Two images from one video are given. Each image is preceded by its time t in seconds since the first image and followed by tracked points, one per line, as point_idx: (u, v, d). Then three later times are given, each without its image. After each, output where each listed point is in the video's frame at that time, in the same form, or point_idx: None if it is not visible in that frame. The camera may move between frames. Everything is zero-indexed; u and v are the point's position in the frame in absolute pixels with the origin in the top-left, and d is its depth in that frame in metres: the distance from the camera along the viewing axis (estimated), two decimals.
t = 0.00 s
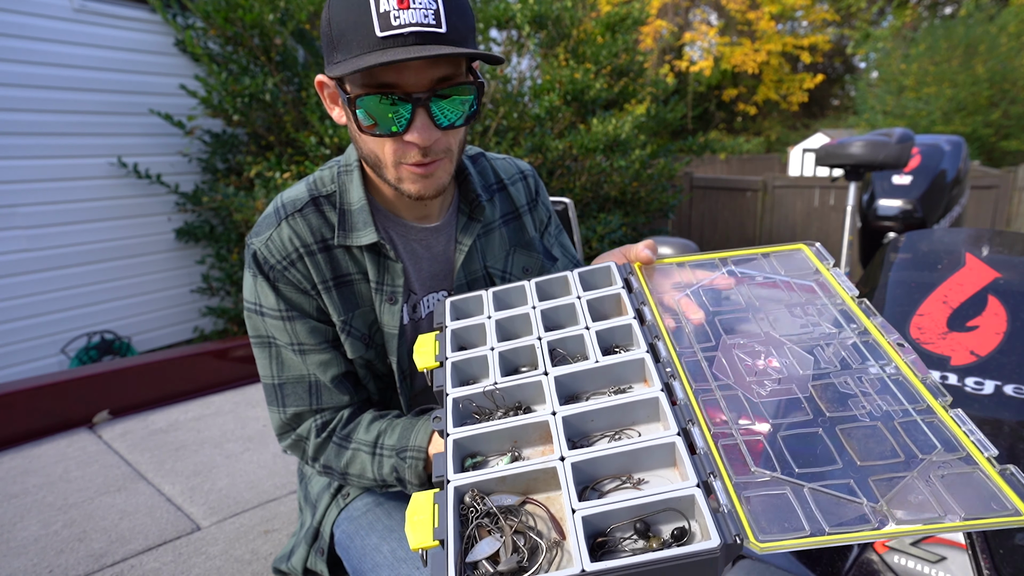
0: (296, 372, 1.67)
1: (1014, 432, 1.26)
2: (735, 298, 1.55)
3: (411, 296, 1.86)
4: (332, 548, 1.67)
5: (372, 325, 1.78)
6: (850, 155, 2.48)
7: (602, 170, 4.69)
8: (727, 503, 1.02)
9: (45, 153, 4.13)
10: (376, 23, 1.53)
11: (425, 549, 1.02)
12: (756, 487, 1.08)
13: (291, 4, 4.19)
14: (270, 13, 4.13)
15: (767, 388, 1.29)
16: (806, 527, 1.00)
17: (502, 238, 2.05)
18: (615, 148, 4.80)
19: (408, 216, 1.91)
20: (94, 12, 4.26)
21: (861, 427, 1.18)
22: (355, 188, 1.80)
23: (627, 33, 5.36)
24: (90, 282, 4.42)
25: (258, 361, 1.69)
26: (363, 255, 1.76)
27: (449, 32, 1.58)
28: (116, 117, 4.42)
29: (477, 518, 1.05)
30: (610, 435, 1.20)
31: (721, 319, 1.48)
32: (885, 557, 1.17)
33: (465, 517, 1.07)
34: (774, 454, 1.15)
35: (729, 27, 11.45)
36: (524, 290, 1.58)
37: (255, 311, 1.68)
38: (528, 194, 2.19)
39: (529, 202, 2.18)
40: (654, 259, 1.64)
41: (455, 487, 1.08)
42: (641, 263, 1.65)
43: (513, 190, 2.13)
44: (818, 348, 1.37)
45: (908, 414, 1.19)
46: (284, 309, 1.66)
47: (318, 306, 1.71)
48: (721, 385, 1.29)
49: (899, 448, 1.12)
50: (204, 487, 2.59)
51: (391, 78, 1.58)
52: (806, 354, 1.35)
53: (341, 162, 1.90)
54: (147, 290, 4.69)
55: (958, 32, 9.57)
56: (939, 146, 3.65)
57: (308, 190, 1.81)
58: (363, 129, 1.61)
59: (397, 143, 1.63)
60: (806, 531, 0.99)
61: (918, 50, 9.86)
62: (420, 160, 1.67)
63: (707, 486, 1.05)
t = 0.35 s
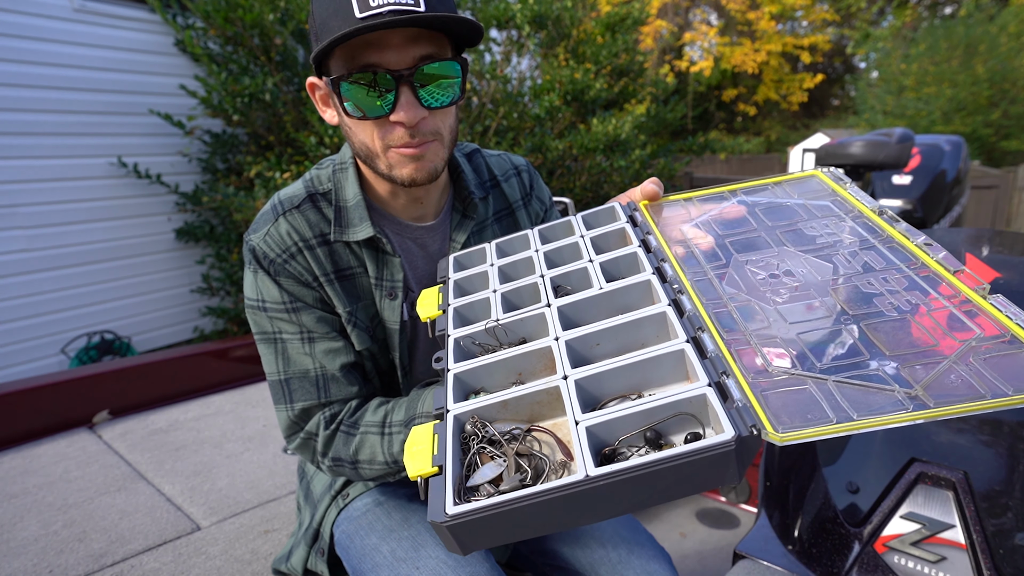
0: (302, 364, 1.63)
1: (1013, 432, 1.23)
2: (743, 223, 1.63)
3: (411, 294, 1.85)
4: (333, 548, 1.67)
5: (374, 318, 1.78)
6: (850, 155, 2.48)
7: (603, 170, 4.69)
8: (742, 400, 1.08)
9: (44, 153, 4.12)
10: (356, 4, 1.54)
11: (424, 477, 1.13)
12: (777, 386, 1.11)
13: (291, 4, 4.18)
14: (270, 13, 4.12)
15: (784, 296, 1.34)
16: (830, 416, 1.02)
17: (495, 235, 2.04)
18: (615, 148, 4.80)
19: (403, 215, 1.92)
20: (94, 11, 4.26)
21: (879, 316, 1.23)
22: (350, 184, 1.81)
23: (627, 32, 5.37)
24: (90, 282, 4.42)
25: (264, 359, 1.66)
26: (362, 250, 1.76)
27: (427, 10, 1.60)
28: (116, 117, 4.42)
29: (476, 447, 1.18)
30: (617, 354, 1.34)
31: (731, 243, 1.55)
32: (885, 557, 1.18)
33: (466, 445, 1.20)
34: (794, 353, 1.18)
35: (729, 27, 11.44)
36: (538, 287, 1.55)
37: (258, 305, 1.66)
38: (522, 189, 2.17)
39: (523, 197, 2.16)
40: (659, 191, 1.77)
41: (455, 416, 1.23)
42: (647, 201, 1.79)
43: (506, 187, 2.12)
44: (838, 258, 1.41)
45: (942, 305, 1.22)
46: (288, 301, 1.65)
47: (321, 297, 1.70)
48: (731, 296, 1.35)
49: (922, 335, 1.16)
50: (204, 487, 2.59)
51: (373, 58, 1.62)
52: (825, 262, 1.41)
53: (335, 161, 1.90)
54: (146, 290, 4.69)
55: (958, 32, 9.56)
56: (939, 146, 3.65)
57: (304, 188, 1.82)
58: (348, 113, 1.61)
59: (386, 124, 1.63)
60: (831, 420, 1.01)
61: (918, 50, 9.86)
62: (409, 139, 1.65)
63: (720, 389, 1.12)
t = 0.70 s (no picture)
0: (301, 367, 1.63)
1: (1014, 432, 1.22)
2: (745, 220, 1.64)
3: (410, 295, 1.85)
4: (333, 549, 1.66)
5: (373, 321, 1.77)
6: (850, 155, 2.48)
7: (603, 170, 4.68)
8: (740, 402, 1.08)
9: (44, 152, 4.13)
10: (348, 13, 1.52)
11: (421, 485, 1.13)
12: (776, 386, 1.11)
13: (291, 3, 4.18)
14: (270, 13, 4.11)
15: (785, 293, 1.35)
16: (831, 416, 1.02)
17: (492, 234, 2.03)
18: (615, 148, 4.81)
19: (400, 218, 1.92)
20: (94, 12, 4.26)
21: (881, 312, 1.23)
22: (347, 187, 1.81)
23: (627, 32, 5.37)
24: (90, 282, 4.42)
25: (264, 362, 1.66)
26: (360, 252, 1.75)
27: (420, 14, 1.57)
28: (116, 117, 4.42)
29: (475, 454, 1.17)
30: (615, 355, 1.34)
31: (734, 241, 1.55)
32: (886, 558, 1.17)
33: (466, 452, 1.20)
34: (796, 353, 1.18)
35: (729, 27, 11.44)
36: (536, 290, 1.55)
37: (255, 309, 1.65)
38: (519, 187, 2.15)
39: (521, 196, 2.14)
40: (658, 193, 1.78)
41: (453, 423, 1.22)
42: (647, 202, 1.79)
43: (503, 185, 2.10)
44: (842, 252, 1.42)
45: (948, 299, 1.21)
46: (286, 306, 1.64)
47: (319, 300, 1.70)
48: (731, 295, 1.35)
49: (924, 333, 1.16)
50: (204, 487, 2.59)
51: (370, 66, 1.59)
52: (828, 258, 1.41)
53: (332, 162, 1.90)
54: (146, 290, 4.69)
55: (959, 32, 9.56)
56: (939, 146, 3.64)
57: (301, 190, 1.82)
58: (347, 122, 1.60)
59: (386, 132, 1.63)
60: (832, 420, 1.01)
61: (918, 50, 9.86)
62: (410, 145, 1.67)
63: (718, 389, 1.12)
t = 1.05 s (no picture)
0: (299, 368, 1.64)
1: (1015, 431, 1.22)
2: (745, 229, 1.64)
3: (408, 296, 1.85)
4: (333, 548, 1.66)
5: (371, 321, 1.77)
6: (850, 155, 2.48)
7: (603, 171, 4.69)
8: (735, 412, 1.08)
9: (44, 152, 4.13)
10: (340, 15, 1.51)
11: (415, 486, 1.14)
12: (771, 398, 1.11)
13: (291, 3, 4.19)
14: (270, 13, 4.11)
15: (784, 304, 1.35)
16: (826, 430, 1.02)
17: (491, 235, 2.03)
18: (615, 148, 4.81)
19: (398, 217, 1.92)
20: (95, 12, 4.26)
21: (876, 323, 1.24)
22: (344, 188, 1.80)
23: (627, 33, 5.37)
24: (90, 282, 4.42)
25: (263, 363, 1.66)
26: (358, 253, 1.75)
27: (411, 16, 1.56)
28: (116, 117, 4.42)
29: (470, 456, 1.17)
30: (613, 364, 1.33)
31: (732, 251, 1.55)
32: (886, 558, 1.18)
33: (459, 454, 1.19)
34: (791, 364, 1.18)
35: (728, 27, 11.44)
36: (535, 295, 1.55)
37: (254, 311, 1.66)
38: (518, 188, 2.15)
39: (520, 197, 2.14)
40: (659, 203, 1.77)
41: (449, 425, 1.22)
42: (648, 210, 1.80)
43: (503, 186, 2.10)
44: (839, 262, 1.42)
45: (945, 313, 1.21)
46: (284, 307, 1.65)
47: (318, 302, 1.69)
48: (728, 305, 1.36)
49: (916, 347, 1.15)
50: (204, 487, 2.59)
51: (361, 69, 1.59)
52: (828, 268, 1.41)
53: (329, 163, 1.90)
54: (147, 290, 4.69)
55: (959, 32, 9.56)
56: (939, 146, 3.64)
57: (298, 192, 1.81)
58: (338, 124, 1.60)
59: (377, 133, 1.63)
60: (827, 433, 1.01)
61: (918, 50, 9.86)
62: (401, 148, 1.67)
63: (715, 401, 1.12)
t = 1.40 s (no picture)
0: (297, 366, 1.63)
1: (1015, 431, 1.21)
2: (749, 257, 1.66)
3: (406, 295, 1.86)
4: (333, 548, 1.66)
5: (370, 321, 1.77)
6: (850, 155, 2.48)
7: (603, 171, 4.69)
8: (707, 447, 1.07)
9: (44, 152, 4.13)
10: (331, 19, 1.51)
11: (379, 472, 1.12)
12: (749, 431, 1.13)
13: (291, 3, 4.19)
14: (269, 13, 4.11)
15: (775, 331, 1.37)
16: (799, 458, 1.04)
17: (493, 237, 2.03)
18: (615, 148, 4.81)
19: (397, 216, 1.91)
20: (95, 12, 4.26)
21: (870, 340, 1.25)
22: (344, 186, 1.80)
23: (627, 32, 5.37)
24: (90, 281, 4.42)
25: (261, 362, 1.65)
26: (357, 252, 1.76)
27: (404, 22, 1.56)
28: (117, 117, 4.42)
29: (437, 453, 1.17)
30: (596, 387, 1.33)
31: (731, 281, 1.58)
32: (886, 558, 1.18)
33: (429, 451, 1.19)
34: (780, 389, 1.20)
35: (729, 27, 11.43)
36: (535, 315, 1.56)
37: (252, 310, 1.65)
38: (521, 191, 2.15)
39: (523, 200, 2.15)
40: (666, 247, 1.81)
41: (422, 421, 1.22)
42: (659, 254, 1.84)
43: (504, 188, 2.11)
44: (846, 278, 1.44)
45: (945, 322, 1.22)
46: (283, 306, 1.64)
47: (316, 301, 1.70)
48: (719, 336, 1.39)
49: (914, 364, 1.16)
50: (204, 487, 2.59)
51: (352, 73, 1.59)
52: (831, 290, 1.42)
53: (329, 162, 1.90)
54: (147, 290, 4.69)
55: (959, 32, 9.56)
56: (939, 146, 3.64)
57: (298, 191, 1.82)
58: (330, 127, 1.61)
59: (367, 137, 1.63)
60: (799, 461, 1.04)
61: (918, 50, 9.85)
62: (392, 150, 1.66)
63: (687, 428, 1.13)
